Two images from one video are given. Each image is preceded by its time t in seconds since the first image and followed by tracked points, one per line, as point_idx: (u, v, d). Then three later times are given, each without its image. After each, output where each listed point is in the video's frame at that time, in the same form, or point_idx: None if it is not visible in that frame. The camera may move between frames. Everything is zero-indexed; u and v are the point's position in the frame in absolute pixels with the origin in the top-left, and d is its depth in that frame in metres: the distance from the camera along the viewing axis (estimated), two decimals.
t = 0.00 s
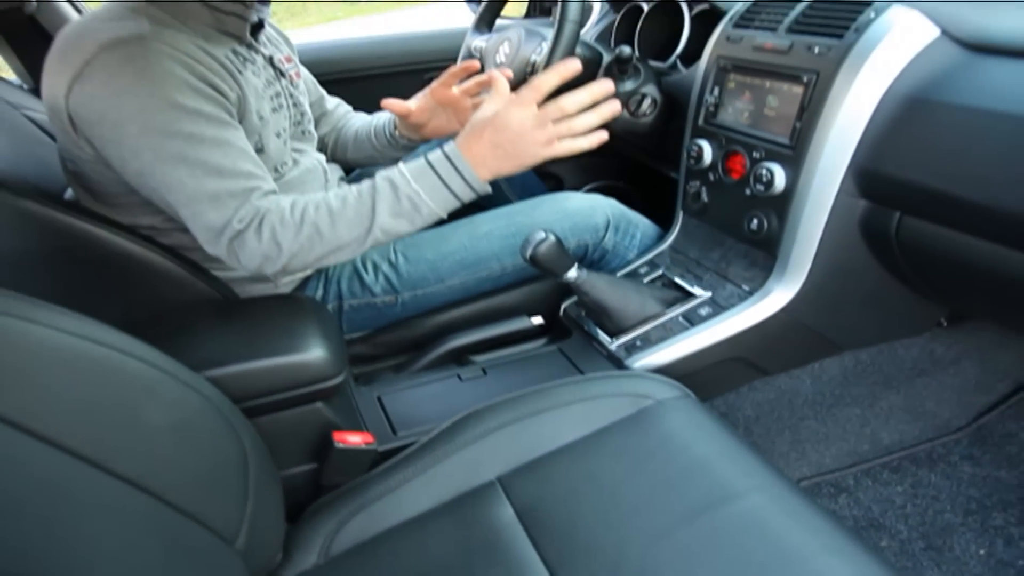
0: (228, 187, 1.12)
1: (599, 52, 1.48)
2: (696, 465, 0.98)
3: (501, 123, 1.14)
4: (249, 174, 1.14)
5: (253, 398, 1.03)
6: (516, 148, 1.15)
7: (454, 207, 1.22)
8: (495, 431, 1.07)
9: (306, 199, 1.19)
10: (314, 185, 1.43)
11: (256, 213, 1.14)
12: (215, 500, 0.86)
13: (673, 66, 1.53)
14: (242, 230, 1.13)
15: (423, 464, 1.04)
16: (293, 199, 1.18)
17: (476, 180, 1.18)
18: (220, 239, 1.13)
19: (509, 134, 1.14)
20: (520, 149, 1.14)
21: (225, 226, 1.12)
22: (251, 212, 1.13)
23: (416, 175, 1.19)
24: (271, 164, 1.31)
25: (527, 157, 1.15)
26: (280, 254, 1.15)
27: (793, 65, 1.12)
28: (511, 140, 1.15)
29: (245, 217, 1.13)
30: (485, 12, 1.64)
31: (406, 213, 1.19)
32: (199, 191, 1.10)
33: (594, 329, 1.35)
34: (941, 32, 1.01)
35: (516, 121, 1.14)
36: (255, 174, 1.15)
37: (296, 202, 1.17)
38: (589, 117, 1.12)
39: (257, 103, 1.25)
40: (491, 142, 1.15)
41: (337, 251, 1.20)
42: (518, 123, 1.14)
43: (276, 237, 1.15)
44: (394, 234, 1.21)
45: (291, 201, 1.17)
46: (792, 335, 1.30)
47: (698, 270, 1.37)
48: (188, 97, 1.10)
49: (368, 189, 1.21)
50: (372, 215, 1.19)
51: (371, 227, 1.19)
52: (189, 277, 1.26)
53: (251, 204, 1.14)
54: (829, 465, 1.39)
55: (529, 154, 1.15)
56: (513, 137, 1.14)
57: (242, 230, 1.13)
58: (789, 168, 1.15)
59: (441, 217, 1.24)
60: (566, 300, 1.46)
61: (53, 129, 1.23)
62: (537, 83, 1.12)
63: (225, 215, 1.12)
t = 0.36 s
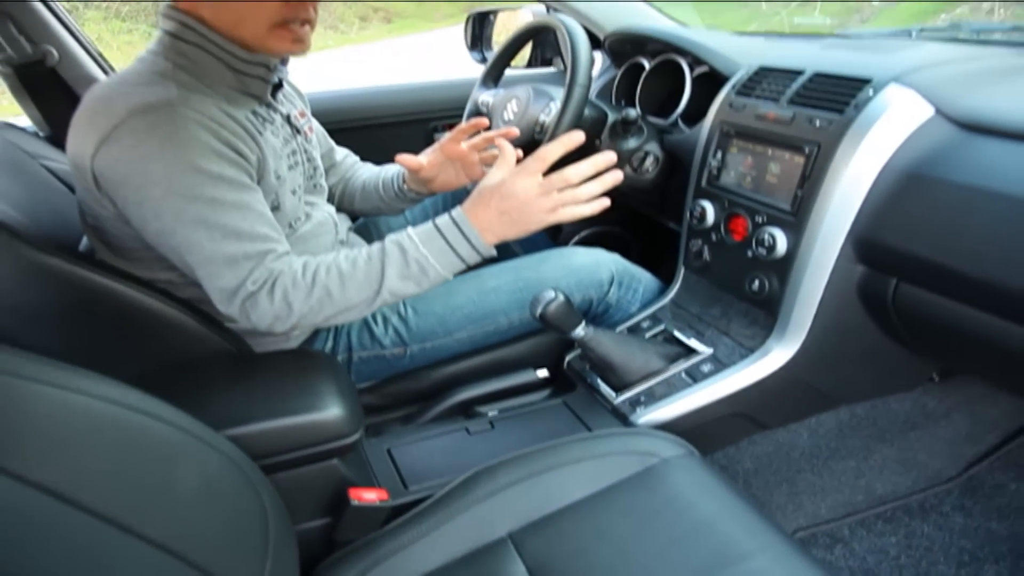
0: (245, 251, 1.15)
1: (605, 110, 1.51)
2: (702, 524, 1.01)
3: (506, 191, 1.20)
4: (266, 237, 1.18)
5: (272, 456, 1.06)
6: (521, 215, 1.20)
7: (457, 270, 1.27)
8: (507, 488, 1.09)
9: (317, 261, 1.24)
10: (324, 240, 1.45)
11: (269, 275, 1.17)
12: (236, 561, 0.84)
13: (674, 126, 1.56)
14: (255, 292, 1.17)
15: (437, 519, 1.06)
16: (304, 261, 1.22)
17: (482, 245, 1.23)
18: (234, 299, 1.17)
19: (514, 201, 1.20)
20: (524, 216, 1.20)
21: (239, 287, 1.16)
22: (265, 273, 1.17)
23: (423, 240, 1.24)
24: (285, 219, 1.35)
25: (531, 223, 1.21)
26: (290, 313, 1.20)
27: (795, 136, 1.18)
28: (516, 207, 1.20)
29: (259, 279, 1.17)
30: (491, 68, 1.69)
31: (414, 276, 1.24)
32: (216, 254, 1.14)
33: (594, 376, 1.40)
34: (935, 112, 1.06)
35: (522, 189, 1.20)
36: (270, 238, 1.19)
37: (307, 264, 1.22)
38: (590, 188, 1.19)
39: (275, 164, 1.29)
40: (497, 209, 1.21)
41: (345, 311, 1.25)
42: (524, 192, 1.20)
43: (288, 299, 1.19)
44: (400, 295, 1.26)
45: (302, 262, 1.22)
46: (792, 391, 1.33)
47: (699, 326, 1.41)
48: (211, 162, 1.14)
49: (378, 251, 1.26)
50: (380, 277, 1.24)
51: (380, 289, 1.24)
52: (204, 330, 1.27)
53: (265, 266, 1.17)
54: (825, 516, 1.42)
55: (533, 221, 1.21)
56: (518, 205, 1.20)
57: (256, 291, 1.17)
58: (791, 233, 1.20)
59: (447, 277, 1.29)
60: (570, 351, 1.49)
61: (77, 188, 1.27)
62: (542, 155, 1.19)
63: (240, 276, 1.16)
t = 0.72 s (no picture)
0: (254, 285, 1.13)
1: (611, 152, 1.54)
2: (712, 565, 1.03)
3: (514, 240, 1.19)
4: (276, 272, 1.16)
5: (289, 496, 1.08)
6: (528, 264, 1.20)
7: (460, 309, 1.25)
8: (520, 527, 1.11)
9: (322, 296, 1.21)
10: (333, 277, 1.47)
11: (272, 309, 1.14)
12: None
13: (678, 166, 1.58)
14: (257, 325, 1.13)
15: (450, 558, 1.08)
16: (307, 296, 1.19)
17: (485, 291, 1.21)
18: (235, 330, 1.14)
19: (524, 251, 1.19)
20: (531, 266, 1.20)
21: (241, 319, 1.13)
22: (267, 306, 1.14)
23: (428, 280, 1.22)
24: (298, 257, 1.36)
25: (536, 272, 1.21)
26: (288, 348, 1.16)
27: (800, 185, 1.23)
28: (526, 256, 1.19)
29: (262, 311, 1.13)
30: (498, 106, 1.72)
31: (417, 316, 1.22)
32: (227, 287, 1.12)
33: (599, 413, 1.43)
34: (937, 165, 1.11)
35: (532, 240, 1.19)
36: (279, 273, 1.16)
37: (310, 299, 1.19)
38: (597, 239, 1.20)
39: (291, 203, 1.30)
40: (505, 257, 1.20)
41: (345, 348, 1.22)
42: (533, 242, 1.19)
43: (288, 334, 1.15)
44: (400, 335, 1.23)
45: (304, 297, 1.19)
46: (796, 431, 1.36)
47: (704, 365, 1.44)
48: (233, 196, 1.13)
49: (382, 289, 1.23)
50: (383, 315, 1.21)
51: (381, 328, 1.22)
52: (220, 369, 1.27)
53: (270, 299, 1.14)
54: (829, 552, 1.44)
55: (540, 270, 1.20)
56: (528, 255, 1.19)
57: (257, 324, 1.13)
58: (795, 278, 1.25)
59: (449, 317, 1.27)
60: (575, 389, 1.52)
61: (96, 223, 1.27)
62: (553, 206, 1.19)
63: (243, 309, 1.13)
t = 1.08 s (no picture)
0: (264, 329, 1.14)
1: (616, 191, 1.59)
2: None
3: (516, 277, 1.20)
4: (286, 316, 1.17)
5: (301, 535, 1.09)
6: (528, 299, 1.20)
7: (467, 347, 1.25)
8: (530, 565, 1.12)
9: (330, 338, 1.22)
10: (341, 314, 1.50)
11: (281, 352, 1.15)
12: None
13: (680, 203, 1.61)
14: (268, 368, 1.14)
15: None
16: (316, 338, 1.20)
17: (490, 327, 1.21)
18: (246, 375, 1.14)
19: (524, 286, 1.19)
20: (531, 301, 1.20)
21: (251, 363, 1.14)
22: (277, 350, 1.14)
23: (434, 320, 1.22)
24: (308, 295, 1.38)
25: (538, 306, 1.20)
26: (299, 391, 1.16)
27: (803, 229, 1.27)
28: (526, 291, 1.19)
29: (272, 356, 1.14)
30: (504, 143, 1.76)
31: (425, 355, 1.22)
32: (238, 332, 1.13)
33: (601, 445, 1.42)
34: (936, 211, 1.16)
35: (531, 274, 1.19)
36: (289, 317, 1.17)
37: (319, 341, 1.19)
38: (593, 275, 1.20)
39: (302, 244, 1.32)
40: (506, 292, 1.20)
41: (354, 389, 1.22)
42: (533, 277, 1.19)
43: (298, 378, 1.15)
44: (409, 373, 1.23)
45: (313, 340, 1.19)
46: (799, 469, 1.37)
47: (707, 401, 1.47)
48: (244, 242, 1.14)
49: (389, 329, 1.24)
50: (391, 355, 1.21)
51: (389, 367, 1.21)
52: (230, 407, 1.25)
53: (279, 343, 1.15)
54: None
55: (541, 305, 1.21)
56: (528, 289, 1.19)
57: (267, 368, 1.14)
58: (798, 319, 1.28)
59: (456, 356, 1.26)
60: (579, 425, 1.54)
61: (107, 261, 1.27)
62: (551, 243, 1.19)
63: (252, 353, 1.13)
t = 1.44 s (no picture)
0: (273, 341, 1.15)
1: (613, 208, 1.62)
2: None
3: (520, 283, 1.20)
4: (294, 329, 1.17)
5: (305, 548, 1.10)
6: (534, 303, 1.21)
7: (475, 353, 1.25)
8: None
9: (338, 348, 1.22)
10: (341, 326, 1.51)
11: (292, 364, 1.16)
12: None
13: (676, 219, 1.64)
14: (279, 381, 1.15)
15: None
16: (325, 349, 1.20)
17: (497, 332, 1.21)
18: (257, 388, 1.15)
19: (529, 290, 1.20)
20: (537, 305, 1.20)
21: (262, 377, 1.15)
22: (287, 362, 1.15)
23: (440, 328, 1.22)
24: (311, 309, 1.40)
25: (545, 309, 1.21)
26: (311, 402, 1.17)
27: (799, 248, 1.30)
28: (532, 295, 1.20)
29: (283, 369, 1.15)
30: (503, 158, 1.78)
31: (433, 362, 1.22)
32: (249, 346, 1.13)
33: (598, 460, 1.44)
34: (928, 232, 1.19)
35: (536, 278, 1.20)
36: (297, 330, 1.18)
37: (328, 352, 1.20)
38: (597, 275, 1.22)
39: (305, 259, 1.34)
40: (512, 297, 1.20)
41: (365, 398, 1.22)
42: (538, 281, 1.20)
43: (310, 389, 1.16)
44: (419, 381, 1.24)
45: (322, 351, 1.20)
46: (793, 483, 1.40)
47: (702, 415, 1.49)
48: (249, 258, 1.15)
49: (396, 338, 1.24)
50: (399, 364, 1.22)
51: (399, 376, 1.22)
52: (231, 420, 1.26)
53: (289, 355, 1.16)
54: None
55: (547, 309, 1.21)
56: (534, 293, 1.20)
57: (279, 381, 1.15)
58: (792, 336, 1.31)
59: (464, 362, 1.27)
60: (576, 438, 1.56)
61: (113, 274, 1.29)
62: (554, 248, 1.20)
63: (262, 367, 1.14)
